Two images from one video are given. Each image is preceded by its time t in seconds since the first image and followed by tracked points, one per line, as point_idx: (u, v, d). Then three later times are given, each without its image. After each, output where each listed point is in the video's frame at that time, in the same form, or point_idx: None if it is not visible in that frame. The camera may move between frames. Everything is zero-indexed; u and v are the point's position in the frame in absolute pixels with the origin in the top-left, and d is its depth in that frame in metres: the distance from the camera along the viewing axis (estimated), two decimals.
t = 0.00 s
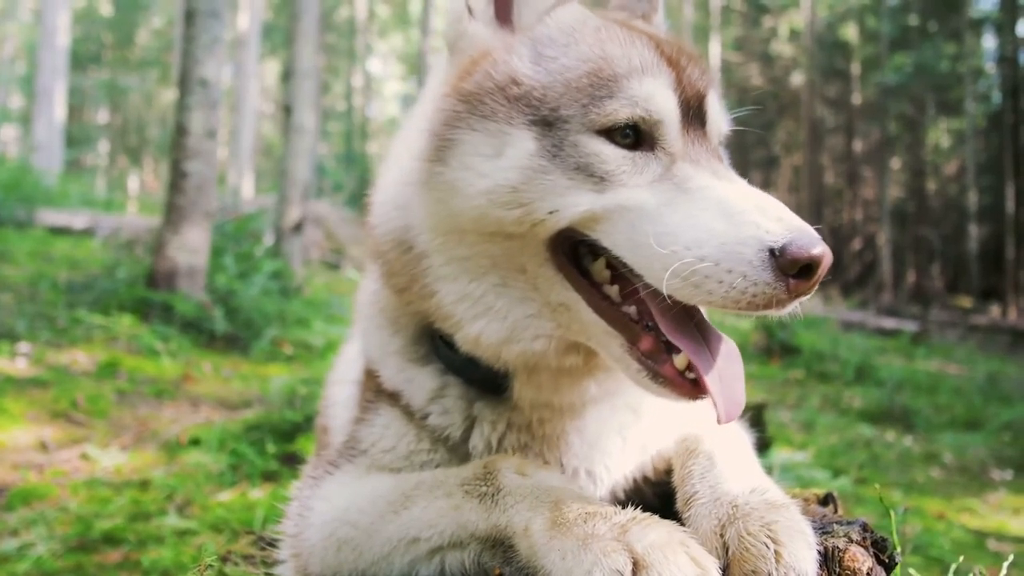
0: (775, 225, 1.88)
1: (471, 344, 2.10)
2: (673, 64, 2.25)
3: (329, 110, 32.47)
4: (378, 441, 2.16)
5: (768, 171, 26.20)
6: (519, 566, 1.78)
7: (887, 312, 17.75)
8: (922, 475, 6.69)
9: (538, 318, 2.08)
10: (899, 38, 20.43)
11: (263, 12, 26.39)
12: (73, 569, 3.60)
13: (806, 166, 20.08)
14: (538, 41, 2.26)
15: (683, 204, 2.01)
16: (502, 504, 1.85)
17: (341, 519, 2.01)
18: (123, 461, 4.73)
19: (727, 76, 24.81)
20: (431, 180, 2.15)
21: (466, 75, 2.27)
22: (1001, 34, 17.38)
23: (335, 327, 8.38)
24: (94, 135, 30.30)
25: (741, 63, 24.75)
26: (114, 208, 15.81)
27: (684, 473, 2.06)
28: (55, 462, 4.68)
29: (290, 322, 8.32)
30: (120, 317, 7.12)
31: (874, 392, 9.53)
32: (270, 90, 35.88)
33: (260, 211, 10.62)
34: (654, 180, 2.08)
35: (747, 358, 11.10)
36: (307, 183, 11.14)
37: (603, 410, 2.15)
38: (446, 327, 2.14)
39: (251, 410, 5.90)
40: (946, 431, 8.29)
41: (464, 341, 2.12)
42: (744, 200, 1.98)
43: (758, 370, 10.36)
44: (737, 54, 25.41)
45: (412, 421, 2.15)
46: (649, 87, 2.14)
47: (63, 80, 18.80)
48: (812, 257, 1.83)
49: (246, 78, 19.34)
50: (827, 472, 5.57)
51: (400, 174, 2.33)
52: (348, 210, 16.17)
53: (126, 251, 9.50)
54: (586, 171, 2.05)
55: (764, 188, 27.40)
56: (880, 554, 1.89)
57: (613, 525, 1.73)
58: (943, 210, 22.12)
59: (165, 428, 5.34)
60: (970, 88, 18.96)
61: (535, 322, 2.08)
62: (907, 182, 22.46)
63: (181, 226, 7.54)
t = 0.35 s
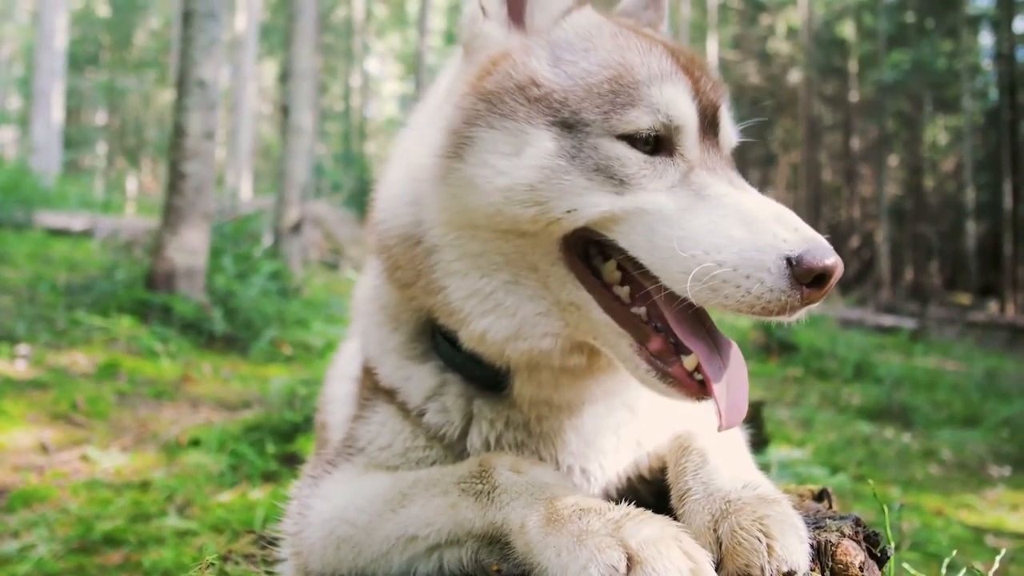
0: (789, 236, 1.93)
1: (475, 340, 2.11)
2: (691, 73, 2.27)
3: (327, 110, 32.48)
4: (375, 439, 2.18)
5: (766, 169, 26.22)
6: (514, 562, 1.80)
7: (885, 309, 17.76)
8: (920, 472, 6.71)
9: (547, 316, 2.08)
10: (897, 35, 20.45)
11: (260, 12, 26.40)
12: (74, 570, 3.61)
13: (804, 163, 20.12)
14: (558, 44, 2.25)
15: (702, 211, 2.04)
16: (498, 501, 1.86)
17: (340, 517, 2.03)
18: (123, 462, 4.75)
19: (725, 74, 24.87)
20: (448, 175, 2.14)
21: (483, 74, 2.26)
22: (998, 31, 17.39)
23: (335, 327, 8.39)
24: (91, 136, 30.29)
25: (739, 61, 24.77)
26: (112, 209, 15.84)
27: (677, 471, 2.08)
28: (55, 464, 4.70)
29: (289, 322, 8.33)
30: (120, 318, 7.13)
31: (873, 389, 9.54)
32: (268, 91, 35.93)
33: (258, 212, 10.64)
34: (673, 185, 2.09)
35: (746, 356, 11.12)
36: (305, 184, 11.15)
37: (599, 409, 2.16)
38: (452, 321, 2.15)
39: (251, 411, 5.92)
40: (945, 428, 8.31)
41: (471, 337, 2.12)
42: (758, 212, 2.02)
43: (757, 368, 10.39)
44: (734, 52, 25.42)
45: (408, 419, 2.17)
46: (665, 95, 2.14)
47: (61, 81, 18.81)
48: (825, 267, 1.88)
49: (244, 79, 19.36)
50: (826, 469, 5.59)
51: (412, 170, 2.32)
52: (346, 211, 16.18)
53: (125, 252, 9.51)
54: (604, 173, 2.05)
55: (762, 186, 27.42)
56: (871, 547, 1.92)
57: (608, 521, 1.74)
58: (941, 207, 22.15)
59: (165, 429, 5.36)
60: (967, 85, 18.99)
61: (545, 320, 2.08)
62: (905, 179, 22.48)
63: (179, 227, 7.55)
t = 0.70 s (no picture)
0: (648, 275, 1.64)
1: (458, 340, 2.06)
2: (636, 83, 2.00)
3: (321, 113, 32.47)
4: (376, 441, 2.17)
5: (761, 169, 26.27)
6: (513, 563, 1.81)
7: (881, 309, 17.80)
8: (916, 470, 6.73)
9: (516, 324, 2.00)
10: (891, 35, 20.52)
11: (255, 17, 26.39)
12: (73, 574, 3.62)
13: (799, 163, 20.19)
14: (498, 69, 2.09)
15: (600, 242, 1.77)
16: (495, 503, 1.87)
17: (339, 519, 2.03)
18: (120, 467, 4.75)
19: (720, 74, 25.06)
20: (412, 192, 2.09)
21: (442, 96, 2.18)
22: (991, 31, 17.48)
23: (331, 330, 8.39)
24: (86, 141, 30.21)
25: (733, 62, 24.84)
26: (107, 214, 15.81)
27: (673, 470, 2.09)
28: (52, 469, 4.70)
29: (286, 326, 8.34)
30: (116, 323, 7.13)
31: (869, 389, 9.56)
32: (263, 95, 35.91)
33: (254, 216, 10.63)
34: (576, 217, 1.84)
35: (742, 356, 11.16)
36: (301, 187, 11.15)
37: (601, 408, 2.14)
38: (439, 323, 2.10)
39: (248, 415, 5.93)
40: (942, 427, 8.33)
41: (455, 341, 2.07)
42: (662, 246, 1.71)
43: (753, 368, 10.42)
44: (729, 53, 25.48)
45: (410, 416, 2.14)
46: (583, 116, 1.90)
47: (55, 86, 18.76)
48: (676, 309, 1.59)
49: (239, 83, 19.36)
50: (822, 468, 5.60)
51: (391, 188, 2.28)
52: (342, 214, 16.17)
53: (121, 257, 9.50)
54: (518, 203, 1.89)
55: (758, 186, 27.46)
56: (863, 546, 1.96)
57: (603, 523, 1.76)
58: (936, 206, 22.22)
59: (162, 434, 5.35)
60: (961, 85, 19.07)
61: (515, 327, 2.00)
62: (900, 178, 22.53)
63: (176, 231, 7.56)
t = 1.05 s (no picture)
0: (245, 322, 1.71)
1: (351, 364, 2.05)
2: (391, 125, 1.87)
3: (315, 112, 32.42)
4: (366, 442, 2.17)
5: (755, 168, 26.32)
6: (502, 558, 1.82)
7: (875, 306, 17.83)
8: (910, 466, 6.77)
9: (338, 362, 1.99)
10: (884, 33, 20.60)
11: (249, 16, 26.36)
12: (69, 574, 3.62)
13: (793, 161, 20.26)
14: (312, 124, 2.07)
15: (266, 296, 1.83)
16: (483, 498, 1.88)
17: (331, 515, 2.04)
18: (115, 467, 4.75)
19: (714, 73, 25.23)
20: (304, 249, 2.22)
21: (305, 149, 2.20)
22: (983, 29, 17.58)
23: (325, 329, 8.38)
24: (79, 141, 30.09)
25: (727, 60, 24.90)
26: (101, 215, 15.78)
27: (663, 465, 2.10)
28: (47, 469, 4.69)
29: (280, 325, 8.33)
30: (110, 324, 7.12)
31: (863, 386, 9.60)
32: (257, 95, 35.85)
33: (248, 216, 10.62)
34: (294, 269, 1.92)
35: (737, 354, 11.20)
36: (295, 187, 11.14)
37: (556, 412, 2.06)
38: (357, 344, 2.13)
39: (243, 414, 5.92)
40: (935, 423, 8.37)
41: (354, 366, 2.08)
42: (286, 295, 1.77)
43: (748, 365, 10.46)
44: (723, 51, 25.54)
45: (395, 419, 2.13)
46: (334, 172, 1.88)
47: (48, 86, 18.71)
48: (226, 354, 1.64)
49: (233, 83, 19.32)
50: (816, 465, 5.62)
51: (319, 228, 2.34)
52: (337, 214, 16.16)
53: (114, 258, 9.49)
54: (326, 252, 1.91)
55: (752, 185, 27.51)
56: (849, 540, 1.99)
57: (590, 515, 1.77)
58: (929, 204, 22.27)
59: (157, 434, 5.35)
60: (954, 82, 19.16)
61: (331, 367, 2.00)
62: (892, 176, 22.58)
63: (169, 231, 7.55)
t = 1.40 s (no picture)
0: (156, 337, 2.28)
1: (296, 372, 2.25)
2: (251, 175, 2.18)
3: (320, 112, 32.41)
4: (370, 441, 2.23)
5: (760, 168, 26.27)
6: (506, 556, 1.81)
7: (881, 307, 17.78)
8: (915, 467, 6.76)
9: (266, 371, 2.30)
10: (889, 32, 20.55)
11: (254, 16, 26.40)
12: (74, 573, 3.61)
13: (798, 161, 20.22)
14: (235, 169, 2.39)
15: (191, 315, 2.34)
16: (490, 495, 1.88)
17: (337, 513, 2.06)
18: (120, 465, 4.78)
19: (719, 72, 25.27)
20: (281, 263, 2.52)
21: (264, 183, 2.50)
22: (989, 28, 17.53)
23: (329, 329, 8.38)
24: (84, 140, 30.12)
25: (732, 60, 24.87)
26: (106, 214, 15.80)
27: (667, 463, 2.12)
28: (53, 469, 4.71)
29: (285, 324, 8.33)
30: (116, 323, 7.15)
31: (868, 386, 9.57)
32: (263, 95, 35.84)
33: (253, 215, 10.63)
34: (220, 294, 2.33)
35: (742, 354, 11.18)
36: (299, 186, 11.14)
37: (517, 408, 2.03)
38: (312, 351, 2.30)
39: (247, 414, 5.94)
40: (940, 424, 8.35)
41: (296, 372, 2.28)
42: (178, 314, 2.25)
43: (752, 365, 10.45)
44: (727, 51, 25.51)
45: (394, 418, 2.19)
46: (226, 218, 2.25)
47: (54, 86, 18.74)
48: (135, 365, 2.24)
49: (238, 83, 19.33)
50: (820, 466, 5.61)
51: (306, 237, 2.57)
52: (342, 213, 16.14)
53: (119, 257, 9.52)
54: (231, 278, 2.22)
55: (757, 185, 27.46)
56: (851, 540, 1.99)
57: (594, 514, 1.77)
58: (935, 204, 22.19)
59: (162, 433, 5.38)
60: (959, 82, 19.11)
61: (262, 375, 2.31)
62: (898, 176, 22.52)
63: (174, 231, 7.55)
